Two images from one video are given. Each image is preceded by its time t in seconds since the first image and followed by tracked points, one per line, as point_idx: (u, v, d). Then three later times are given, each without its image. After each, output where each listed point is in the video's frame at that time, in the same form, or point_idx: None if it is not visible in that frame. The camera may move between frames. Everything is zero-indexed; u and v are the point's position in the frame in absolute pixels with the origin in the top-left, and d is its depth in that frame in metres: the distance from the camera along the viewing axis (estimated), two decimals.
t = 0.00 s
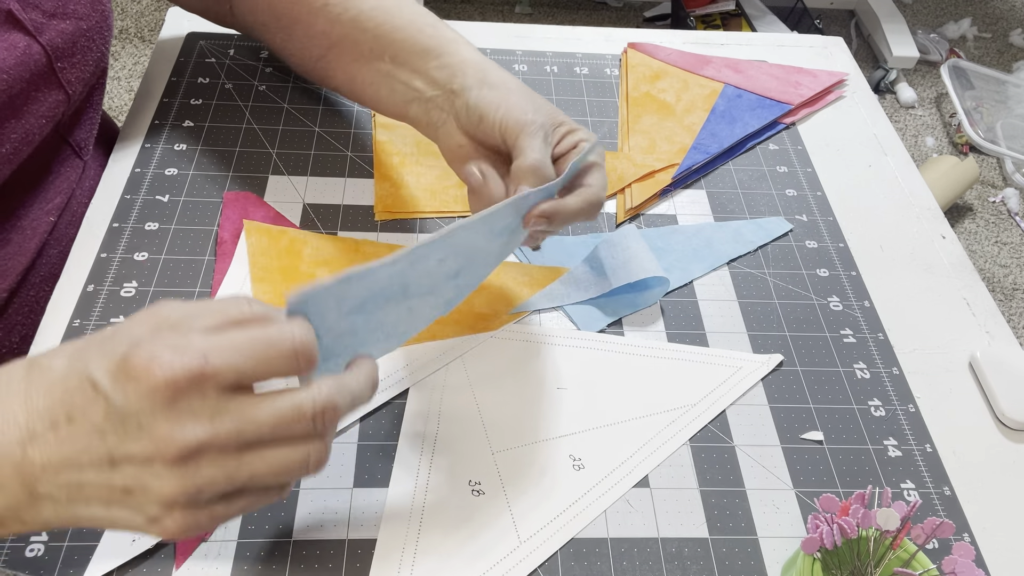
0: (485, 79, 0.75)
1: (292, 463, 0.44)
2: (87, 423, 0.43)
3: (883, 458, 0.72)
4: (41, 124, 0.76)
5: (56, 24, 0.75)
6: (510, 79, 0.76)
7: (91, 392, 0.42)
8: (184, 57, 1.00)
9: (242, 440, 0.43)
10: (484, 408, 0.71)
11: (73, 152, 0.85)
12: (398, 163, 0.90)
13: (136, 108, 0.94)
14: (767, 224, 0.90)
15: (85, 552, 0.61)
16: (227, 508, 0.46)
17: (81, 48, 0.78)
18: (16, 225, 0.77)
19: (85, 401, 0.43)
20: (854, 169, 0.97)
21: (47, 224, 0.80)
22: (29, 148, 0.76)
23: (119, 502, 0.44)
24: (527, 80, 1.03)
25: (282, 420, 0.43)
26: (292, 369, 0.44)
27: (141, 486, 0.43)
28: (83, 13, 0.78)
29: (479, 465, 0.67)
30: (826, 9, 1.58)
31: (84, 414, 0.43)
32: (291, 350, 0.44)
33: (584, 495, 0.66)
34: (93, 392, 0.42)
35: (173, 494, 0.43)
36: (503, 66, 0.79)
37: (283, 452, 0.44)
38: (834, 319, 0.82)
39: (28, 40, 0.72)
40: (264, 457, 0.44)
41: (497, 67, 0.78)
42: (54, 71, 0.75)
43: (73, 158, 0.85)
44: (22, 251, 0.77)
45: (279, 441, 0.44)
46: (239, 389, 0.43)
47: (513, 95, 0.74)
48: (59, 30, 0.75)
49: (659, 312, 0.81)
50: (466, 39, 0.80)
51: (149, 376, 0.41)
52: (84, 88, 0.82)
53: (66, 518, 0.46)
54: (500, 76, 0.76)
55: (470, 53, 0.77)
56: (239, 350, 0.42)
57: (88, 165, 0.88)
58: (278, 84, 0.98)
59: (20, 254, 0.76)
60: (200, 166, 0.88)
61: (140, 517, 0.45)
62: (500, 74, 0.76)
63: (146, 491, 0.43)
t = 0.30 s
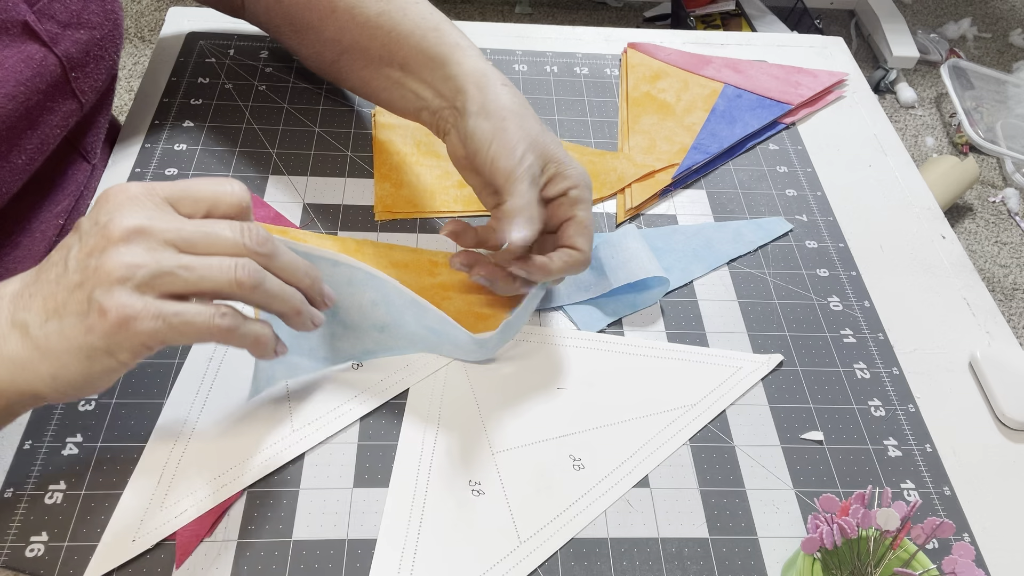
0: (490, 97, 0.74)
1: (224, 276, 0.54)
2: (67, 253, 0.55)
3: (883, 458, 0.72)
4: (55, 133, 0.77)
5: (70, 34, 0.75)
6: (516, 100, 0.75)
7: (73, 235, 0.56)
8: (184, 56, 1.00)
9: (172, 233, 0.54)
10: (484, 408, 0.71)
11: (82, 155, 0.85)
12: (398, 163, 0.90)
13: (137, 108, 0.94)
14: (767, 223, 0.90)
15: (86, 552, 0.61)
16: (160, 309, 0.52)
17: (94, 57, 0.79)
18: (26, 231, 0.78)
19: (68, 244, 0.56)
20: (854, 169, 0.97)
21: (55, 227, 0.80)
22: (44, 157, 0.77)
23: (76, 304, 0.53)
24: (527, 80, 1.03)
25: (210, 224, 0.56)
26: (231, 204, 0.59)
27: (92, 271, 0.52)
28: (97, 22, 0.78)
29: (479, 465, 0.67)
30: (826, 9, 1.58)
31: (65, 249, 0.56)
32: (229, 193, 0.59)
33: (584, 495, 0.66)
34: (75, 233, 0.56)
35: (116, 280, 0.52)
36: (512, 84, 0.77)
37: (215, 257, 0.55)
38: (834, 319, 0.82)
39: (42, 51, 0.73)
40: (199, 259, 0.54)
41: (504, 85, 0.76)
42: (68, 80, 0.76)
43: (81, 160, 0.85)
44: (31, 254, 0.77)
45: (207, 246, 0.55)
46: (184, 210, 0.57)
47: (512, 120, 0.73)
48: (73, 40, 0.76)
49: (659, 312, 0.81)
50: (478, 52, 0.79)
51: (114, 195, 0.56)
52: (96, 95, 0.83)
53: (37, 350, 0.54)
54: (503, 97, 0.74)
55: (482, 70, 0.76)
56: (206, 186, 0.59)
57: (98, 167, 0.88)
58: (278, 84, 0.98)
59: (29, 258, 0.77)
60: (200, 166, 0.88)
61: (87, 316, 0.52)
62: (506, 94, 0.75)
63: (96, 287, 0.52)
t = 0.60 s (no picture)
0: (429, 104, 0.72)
1: (231, 294, 0.61)
2: (82, 267, 0.61)
3: (883, 458, 0.72)
4: (60, 139, 0.77)
5: (75, 40, 0.76)
6: (455, 100, 0.72)
7: (88, 249, 0.61)
8: (185, 56, 1.00)
9: (182, 250, 0.60)
10: (484, 408, 0.71)
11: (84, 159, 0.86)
12: (398, 163, 0.90)
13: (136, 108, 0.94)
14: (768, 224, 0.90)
15: (85, 552, 0.61)
16: (179, 320, 0.59)
17: (99, 63, 0.79)
18: (28, 233, 0.79)
19: (83, 258, 0.61)
20: (854, 168, 0.97)
21: (58, 229, 0.80)
22: (48, 162, 0.77)
23: (98, 313, 0.58)
24: (527, 80, 1.03)
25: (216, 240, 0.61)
26: (231, 221, 0.64)
27: (112, 284, 0.58)
28: (102, 28, 0.79)
29: (479, 465, 0.67)
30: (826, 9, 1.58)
31: (81, 262, 0.61)
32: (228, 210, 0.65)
33: (584, 494, 0.66)
34: (89, 248, 0.61)
35: (136, 293, 0.57)
36: (450, 76, 0.74)
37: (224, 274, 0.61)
38: (834, 319, 0.82)
39: (47, 57, 0.73)
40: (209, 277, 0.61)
41: (440, 83, 0.73)
42: (72, 86, 0.77)
43: (84, 163, 0.86)
44: (32, 256, 0.77)
45: (217, 263, 0.61)
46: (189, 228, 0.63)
47: (451, 127, 0.71)
48: (78, 46, 0.76)
49: (659, 312, 0.81)
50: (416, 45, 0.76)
51: (126, 214, 0.61)
52: (100, 101, 0.83)
53: (59, 357, 0.58)
54: (439, 102, 0.72)
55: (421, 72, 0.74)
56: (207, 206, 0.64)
57: (101, 169, 0.88)
58: (278, 84, 0.98)
59: (30, 260, 0.77)
60: (200, 166, 0.88)
61: (111, 325, 0.58)
62: (441, 95, 0.72)
63: (118, 299, 0.57)
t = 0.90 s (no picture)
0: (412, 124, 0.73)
1: (251, 257, 0.60)
2: (100, 235, 0.59)
3: (883, 458, 0.72)
4: (57, 136, 0.77)
5: (71, 37, 0.76)
6: (431, 119, 0.71)
7: (104, 217, 0.60)
8: (184, 57, 1.00)
9: (198, 213, 0.58)
10: (484, 408, 0.71)
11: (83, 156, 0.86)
12: (398, 163, 0.90)
13: (135, 108, 0.94)
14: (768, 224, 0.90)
15: (85, 552, 0.61)
16: (200, 285, 0.58)
17: (94, 59, 0.79)
18: (29, 234, 0.79)
19: (99, 226, 0.59)
20: (854, 168, 0.97)
21: (57, 228, 0.80)
22: (46, 161, 0.77)
23: (117, 282, 0.57)
24: (527, 80, 1.03)
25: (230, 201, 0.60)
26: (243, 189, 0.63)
27: (129, 251, 0.56)
28: (97, 23, 0.79)
29: (479, 465, 0.67)
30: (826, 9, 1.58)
31: (97, 231, 0.59)
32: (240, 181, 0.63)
33: (584, 495, 0.66)
34: (105, 216, 0.60)
35: (154, 260, 0.56)
36: (424, 92, 0.72)
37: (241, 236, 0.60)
38: (834, 319, 0.82)
39: (43, 55, 0.73)
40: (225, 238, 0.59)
41: (416, 103, 0.72)
42: (69, 83, 0.77)
43: (82, 161, 0.86)
44: (32, 257, 0.77)
45: (232, 223, 0.59)
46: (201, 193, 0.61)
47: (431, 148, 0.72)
48: (74, 43, 0.76)
49: (659, 312, 0.81)
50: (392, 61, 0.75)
51: (139, 180, 0.59)
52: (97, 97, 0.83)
53: (80, 327, 0.57)
54: (419, 124, 0.72)
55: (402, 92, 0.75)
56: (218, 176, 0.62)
57: (99, 166, 0.88)
58: (278, 84, 0.98)
59: (30, 260, 0.77)
60: (200, 166, 0.88)
61: (131, 293, 0.56)
62: (425, 116, 0.72)
63: (138, 267, 0.56)
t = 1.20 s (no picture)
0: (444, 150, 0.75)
1: (229, 305, 0.62)
2: (84, 296, 0.62)
3: (883, 458, 0.72)
4: (65, 147, 0.78)
5: (81, 48, 0.77)
6: (461, 149, 0.73)
7: (91, 278, 0.63)
8: (184, 56, 1.00)
9: (179, 277, 0.62)
10: (484, 408, 0.71)
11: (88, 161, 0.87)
12: (398, 163, 0.90)
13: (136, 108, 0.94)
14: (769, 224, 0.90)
15: (85, 552, 0.61)
16: (171, 340, 0.60)
17: (104, 70, 0.80)
18: (34, 237, 0.80)
19: (86, 287, 0.63)
20: (854, 168, 0.97)
21: (61, 232, 0.81)
22: (54, 171, 0.78)
23: (93, 341, 0.59)
24: (527, 79, 1.03)
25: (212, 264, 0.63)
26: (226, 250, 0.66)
27: (110, 313, 0.60)
28: (107, 34, 0.80)
29: (479, 465, 0.67)
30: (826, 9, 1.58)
31: (84, 291, 0.63)
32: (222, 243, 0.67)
33: (584, 494, 0.66)
34: (92, 278, 0.63)
35: (129, 321, 0.59)
36: (459, 120, 0.74)
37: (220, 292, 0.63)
38: (834, 319, 0.82)
39: (54, 66, 0.74)
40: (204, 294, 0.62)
41: (449, 131, 0.74)
42: (79, 94, 0.78)
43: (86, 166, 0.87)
44: (36, 259, 0.78)
45: (212, 283, 0.63)
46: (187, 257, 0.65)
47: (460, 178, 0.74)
48: (84, 54, 0.77)
49: (659, 312, 0.81)
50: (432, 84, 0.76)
51: (127, 246, 0.63)
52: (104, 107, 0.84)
53: (57, 382, 0.59)
54: (449, 152, 0.74)
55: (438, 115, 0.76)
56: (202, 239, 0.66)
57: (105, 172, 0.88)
58: (278, 84, 0.98)
59: (34, 263, 0.78)
60: (200, 166, 0.88)
61: (105, 352, 0.59)
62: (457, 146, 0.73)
63: (114, 327, 0.59)
